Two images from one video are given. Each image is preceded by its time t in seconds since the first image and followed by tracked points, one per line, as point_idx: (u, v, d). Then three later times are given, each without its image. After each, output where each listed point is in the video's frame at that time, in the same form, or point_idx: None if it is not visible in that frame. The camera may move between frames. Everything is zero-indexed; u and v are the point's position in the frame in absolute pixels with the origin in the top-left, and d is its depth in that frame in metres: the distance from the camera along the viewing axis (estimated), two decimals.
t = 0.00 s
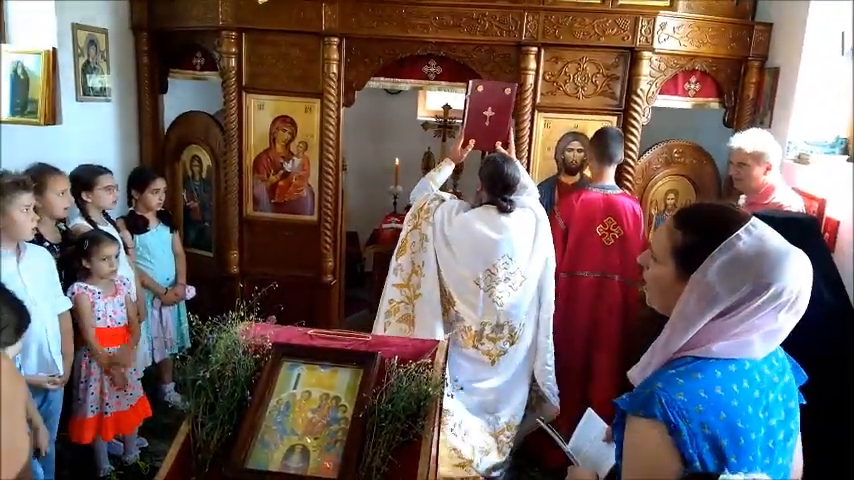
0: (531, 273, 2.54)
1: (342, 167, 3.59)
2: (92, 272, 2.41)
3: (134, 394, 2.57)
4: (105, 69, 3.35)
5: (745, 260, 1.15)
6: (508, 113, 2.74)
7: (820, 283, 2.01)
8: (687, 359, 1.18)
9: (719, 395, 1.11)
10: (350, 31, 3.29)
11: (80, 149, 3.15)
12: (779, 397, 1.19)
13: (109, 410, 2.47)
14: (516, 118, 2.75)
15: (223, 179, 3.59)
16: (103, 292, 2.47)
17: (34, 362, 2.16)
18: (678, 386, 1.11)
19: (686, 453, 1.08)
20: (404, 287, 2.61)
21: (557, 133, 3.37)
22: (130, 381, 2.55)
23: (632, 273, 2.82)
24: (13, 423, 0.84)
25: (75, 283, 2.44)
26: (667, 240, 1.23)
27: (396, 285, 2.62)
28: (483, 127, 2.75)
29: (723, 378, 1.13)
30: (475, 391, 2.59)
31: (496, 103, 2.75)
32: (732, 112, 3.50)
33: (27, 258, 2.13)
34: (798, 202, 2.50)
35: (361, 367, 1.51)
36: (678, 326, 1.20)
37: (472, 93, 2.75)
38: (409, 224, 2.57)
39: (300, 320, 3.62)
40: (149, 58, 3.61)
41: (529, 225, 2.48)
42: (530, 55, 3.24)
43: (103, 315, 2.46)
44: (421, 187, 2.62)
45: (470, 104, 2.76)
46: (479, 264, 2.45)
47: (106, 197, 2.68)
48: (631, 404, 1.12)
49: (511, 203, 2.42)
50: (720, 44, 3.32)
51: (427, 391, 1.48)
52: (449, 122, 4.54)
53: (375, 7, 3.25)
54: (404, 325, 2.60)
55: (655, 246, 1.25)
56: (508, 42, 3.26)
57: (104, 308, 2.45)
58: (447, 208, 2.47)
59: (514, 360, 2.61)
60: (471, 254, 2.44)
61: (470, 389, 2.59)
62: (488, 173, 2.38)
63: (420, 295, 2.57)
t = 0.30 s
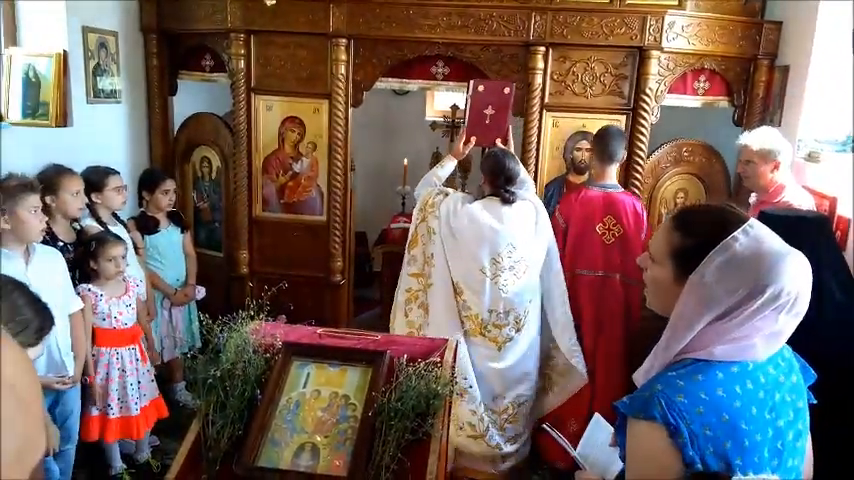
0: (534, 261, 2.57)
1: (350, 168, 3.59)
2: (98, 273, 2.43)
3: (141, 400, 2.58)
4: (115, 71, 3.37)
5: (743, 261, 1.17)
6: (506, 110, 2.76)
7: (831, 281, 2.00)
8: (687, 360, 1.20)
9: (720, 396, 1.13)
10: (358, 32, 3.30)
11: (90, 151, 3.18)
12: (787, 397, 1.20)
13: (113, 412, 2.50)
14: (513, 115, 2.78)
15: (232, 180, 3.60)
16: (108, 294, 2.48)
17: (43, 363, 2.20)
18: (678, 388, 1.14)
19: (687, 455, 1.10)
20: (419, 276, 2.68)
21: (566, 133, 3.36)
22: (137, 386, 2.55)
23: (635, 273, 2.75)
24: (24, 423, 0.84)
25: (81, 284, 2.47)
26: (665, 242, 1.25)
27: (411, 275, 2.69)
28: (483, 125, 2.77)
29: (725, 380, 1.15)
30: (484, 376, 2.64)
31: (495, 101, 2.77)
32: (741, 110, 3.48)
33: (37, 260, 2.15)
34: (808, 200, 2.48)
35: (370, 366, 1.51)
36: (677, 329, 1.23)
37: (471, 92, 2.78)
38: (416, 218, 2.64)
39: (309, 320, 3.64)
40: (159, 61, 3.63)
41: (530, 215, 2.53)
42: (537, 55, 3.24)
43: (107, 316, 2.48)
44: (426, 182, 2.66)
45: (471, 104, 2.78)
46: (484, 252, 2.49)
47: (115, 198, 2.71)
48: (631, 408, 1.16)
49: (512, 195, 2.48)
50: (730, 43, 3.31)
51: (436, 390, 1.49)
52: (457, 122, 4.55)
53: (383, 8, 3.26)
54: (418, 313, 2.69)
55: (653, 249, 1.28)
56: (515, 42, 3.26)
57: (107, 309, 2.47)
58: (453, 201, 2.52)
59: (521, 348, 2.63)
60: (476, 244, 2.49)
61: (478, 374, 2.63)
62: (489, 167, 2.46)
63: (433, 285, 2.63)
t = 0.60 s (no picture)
0: (510, 257, 2.70)
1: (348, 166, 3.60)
2: (99, 271, 2.44)
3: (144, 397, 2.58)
4: (113, 69, 3.38)
5: (735, 262, 1.19)
6: (485, 111, 3.09)
7: (825, 281, 2.00)
8: (680, 359, 1.23)
9: (711, 396, 1.14)
10: (355, 30, 3.30)
11: (88, 149, 3.18)
12: (780, 400, 1.21)
13: (120, 411, 2.49)
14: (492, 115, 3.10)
15: (230, 178, 3.61)
16: (109, 291, 2.49)
17: (44, 362, 2.21)
18: (670, 387, 1.15)
19: (677, 454, 1.11)
20: (406, 269, 2.81)
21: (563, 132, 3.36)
22: (139, 383, 2.56)
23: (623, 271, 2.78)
24: (20, 422, 0.85)
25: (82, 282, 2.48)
26: (659, 240, 1.28)
27: (399, 269, 2.82)
28: (464, 124, 3.11)
29: (716, 379, 1.16)
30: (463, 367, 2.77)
31: (475, 100, 3.09)
32: (739, 109, 3.48)
33: (40, 258, 2.16)
34: (804, 200, 2.48)
35: (366, 364, 1.52)
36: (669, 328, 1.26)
37: (453, 93, 3.09)
38: (399, 214, 2.78)
39: (306, 318, 3.64)
40: (157, 58, 3.63)
41: (506, 213, 2.65)
42: (535, 54, 3.24)
43: (109, 314, 2.48)
44: (410, 181, 2.83)
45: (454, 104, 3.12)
46: (460, 248, 2.63)
47: (114, 196, 2.71)
48: (623, 405, 1.17)
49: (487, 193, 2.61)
50: (727, 42, 3.31)
51: (432, 388, 1.50)
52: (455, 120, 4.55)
53: (381, 6, 3.26)
54: (408, 304, 2.80)
55: (648, 246, 1.31)
56: (513, 40, 3.26)
57: (109, 307, 2.48)
58: (431, 199, 2.66)
59: (498, 339, 2.77)
60: (453, 240, 2.62)
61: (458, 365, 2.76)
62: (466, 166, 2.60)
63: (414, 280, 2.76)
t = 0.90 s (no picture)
0: (485, 250, 2.82)
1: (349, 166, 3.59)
2: (105, 269, 2.43)
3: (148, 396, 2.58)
4: (114, 68, 3.37)
5: (745, 265, 1.21)
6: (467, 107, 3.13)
7: (829, 281, 2.00)
8: (687, 359, 1.24)
9: (714, 396, 1.17)
10: (356, 29, 3.29)
11: (88, 149, 3.17)
12: (786, 402, 1.21)
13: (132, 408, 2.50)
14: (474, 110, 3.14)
15: (231, 178, 3.60)
16: (115, 289, 2.47)
17: (53, 361, 2.22)
18: (672, 385, 1.18)
19: (678, 451, 1.14)
20: (386, 259, 2.90)
21: (565, 132, 3.35)
22: (143, 381, 2.55)
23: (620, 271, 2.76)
24: (22, 422, 0.84)
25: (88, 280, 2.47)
26: (669, 239, 1.31)
27: (379, 259, 2.91)
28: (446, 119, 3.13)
29: (720, 379, 1.18)
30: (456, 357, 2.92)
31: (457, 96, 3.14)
32: (741, 109, 3.47)
33: (48, 258, 2.16)
34: (808, 200, 2.47)
35: (368, 365, 1.52)
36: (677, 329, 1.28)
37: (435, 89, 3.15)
38: (380, 204, 2.87)
39: (308, 319, 3.63)
40: (157, 58, 3.62)
41: (482, 207, 2.76)
42: (537, 53, 3.23)
43: (115, 312, 2.46)
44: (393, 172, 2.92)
45: (435, 97, 3.15)
46: (435, 239, 2.75)
47: (115, 195, 2.70)
48: (626, 401, 1.20)
49: (462, 187, 2.71)
50: (730, 41, 3.30)
51: (434, 389, 1.49)
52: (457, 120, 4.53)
53: (383, 6, 3.25)
54: (386, 293, 2.92)
55: (658, 244, 1.34)
56: (515, 40, 3.25)
57: (115, 305, 2.45)
58: (409, 191, 2.76)
59: (473, 328, 2.92)
60: (428, 231, 2.74)
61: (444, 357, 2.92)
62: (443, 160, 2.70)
63: (392, 270, 2.88)
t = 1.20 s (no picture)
0: (463, 248, 2.99)
1: (343, 170, 3.59)
2: (103, 271, 2.44)
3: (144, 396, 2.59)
4: (108, 71, 3.37)
5: (738, 268, 1.21)
6: (451, 109, 3.22)
7: (819, 285, 2.01)
8: (680, 362, 1.25)
9: (706, 396, 1.19)
10: (351, 34, 3.30)
11: (82, 152, 3.17)
12: (778, 405, 1.23)
13: (122, 410, 2.49)
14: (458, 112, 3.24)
15: (225, 182, 3.60)
16: (113, 291, 2.48)
17: (45, 364, 2.19)
18: (663, 385, 1.20)
19: (667, 450, 1.16)
20: (362, 257, 3.09)
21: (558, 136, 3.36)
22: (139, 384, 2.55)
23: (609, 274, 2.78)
24: (19, 422, 0.84)
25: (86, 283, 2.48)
26: (665, 244, 1.31)
27: (355, 255, 3.10)
28: (430, 121, 3.23)
29: (712, 380, 1.21)
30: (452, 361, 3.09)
31: (441, 100, 3.23)
32: (733, 115, 3.49)
33: (42, 261, 2.17)
34: (799, 205, 2.49)
35: (360, 368, 1.53)
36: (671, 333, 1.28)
37: (420, 93, 3.24)
38: (363, 203, 3.03)
39: (301, 322, 3.63)
40: (152, 62, 3.62)
41: (461, 207, 2.93)
42: (531, 58, 3.25)
43: (112, 314, 2.47)
44: (378, 173, 3.09)
45: (419, 101, 3.24)
46: (414, 237, 2.91)
47: (108, 199, 2.70)
48: (618, 401, 1.22)
49: (441, 187, 2.89)
50: (722, 47, 3.32)
51: (425, 392, 1.49)
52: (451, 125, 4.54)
53: (377, 10, 3.26)
54: (362, 290, 3.10)
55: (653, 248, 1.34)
56: (509, 45, 3.27)
57: (113, 307, 2.46)
58: (391, 190, 2.94)
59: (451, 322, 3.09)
60: (408, 230, 2.90)
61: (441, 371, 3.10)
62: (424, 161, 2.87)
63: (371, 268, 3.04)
